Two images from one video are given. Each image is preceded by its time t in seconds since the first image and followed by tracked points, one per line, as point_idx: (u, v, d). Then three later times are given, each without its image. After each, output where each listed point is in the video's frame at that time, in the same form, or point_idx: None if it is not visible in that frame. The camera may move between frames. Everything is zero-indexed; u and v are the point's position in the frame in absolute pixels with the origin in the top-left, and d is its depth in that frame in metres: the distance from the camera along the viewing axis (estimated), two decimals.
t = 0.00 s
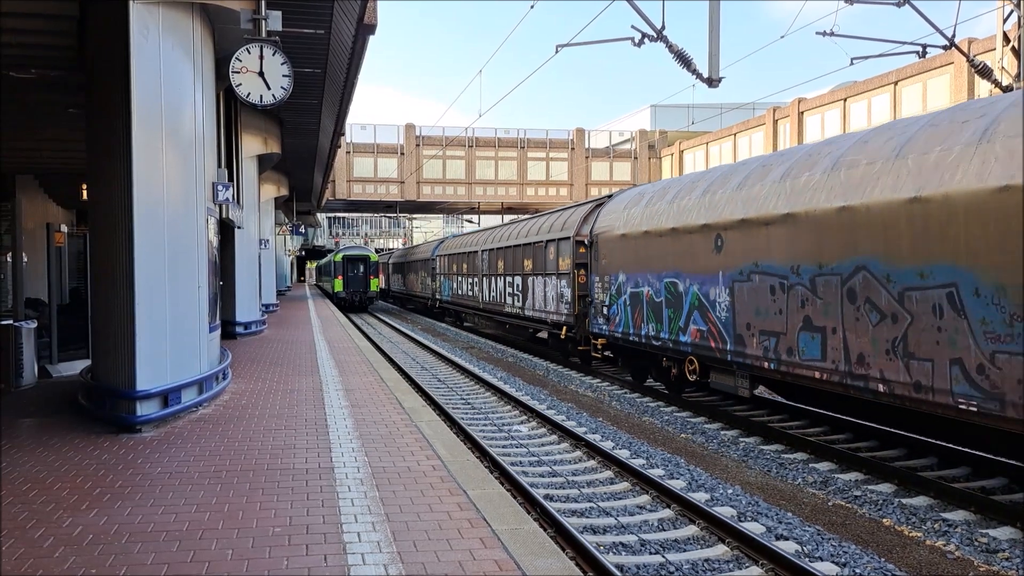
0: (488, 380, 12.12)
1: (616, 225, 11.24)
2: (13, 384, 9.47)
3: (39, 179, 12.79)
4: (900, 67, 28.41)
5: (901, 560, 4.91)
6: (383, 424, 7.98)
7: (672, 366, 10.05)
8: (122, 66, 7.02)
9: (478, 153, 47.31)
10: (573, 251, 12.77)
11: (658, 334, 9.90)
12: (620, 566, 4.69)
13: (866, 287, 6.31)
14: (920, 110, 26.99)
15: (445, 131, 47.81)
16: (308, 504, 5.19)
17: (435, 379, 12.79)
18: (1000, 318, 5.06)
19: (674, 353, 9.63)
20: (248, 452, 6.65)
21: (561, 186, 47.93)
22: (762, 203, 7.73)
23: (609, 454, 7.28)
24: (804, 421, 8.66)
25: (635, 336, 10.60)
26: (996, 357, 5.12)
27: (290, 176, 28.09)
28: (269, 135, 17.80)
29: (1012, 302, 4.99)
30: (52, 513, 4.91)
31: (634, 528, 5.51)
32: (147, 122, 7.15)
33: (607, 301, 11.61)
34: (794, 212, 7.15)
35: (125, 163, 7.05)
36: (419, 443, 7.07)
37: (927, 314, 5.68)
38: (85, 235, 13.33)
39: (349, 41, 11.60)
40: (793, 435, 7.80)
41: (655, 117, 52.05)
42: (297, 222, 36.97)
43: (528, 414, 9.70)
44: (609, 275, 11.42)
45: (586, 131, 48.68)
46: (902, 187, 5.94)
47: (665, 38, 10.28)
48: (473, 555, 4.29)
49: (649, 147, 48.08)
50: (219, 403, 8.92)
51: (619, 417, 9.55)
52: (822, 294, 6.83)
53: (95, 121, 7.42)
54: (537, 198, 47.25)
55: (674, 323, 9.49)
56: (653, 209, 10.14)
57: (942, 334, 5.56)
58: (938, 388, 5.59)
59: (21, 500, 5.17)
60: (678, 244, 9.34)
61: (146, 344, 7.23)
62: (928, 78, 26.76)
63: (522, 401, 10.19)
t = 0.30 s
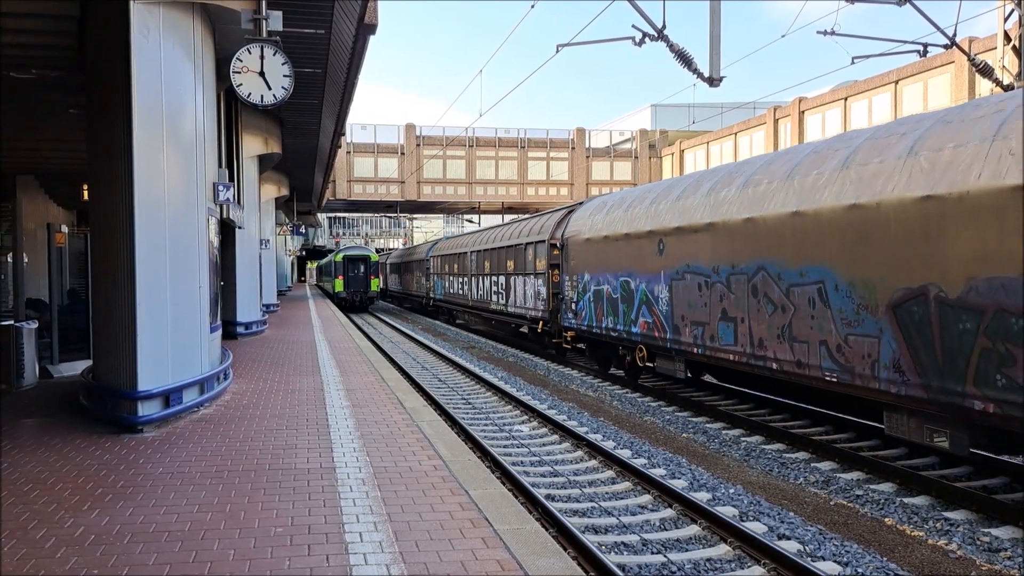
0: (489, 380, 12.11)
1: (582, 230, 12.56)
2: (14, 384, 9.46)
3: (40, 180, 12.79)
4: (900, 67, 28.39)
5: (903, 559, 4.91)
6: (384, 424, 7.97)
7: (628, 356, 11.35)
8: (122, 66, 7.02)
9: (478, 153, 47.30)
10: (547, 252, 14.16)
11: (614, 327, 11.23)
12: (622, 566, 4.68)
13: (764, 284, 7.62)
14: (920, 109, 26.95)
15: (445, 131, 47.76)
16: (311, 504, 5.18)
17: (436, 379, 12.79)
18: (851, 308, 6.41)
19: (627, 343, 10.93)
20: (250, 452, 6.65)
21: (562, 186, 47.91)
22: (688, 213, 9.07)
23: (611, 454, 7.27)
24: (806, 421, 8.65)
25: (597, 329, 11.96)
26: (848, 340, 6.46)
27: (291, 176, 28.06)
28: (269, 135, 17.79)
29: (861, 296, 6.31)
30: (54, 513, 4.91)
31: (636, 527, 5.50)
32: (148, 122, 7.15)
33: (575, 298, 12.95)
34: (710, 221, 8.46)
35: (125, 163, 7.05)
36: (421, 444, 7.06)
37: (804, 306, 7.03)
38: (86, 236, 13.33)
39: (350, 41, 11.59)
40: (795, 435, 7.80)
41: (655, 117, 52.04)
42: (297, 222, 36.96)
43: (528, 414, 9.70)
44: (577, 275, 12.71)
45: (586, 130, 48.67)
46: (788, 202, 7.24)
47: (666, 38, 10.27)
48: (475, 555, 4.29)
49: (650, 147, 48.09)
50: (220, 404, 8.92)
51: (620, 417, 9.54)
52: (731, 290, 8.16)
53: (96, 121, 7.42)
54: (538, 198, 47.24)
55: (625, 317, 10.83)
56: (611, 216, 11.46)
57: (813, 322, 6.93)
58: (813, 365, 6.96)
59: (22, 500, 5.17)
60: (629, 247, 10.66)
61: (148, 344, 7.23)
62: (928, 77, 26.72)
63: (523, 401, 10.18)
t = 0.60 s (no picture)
0: (489, 380, 12.10)
1: (556, 234, 14.06)
2: (14, 384, 9.46)
3: (40, 180, 12.79)
4: (901, 66, 28.34)
5: (904, 559, 4.91)
6: (385, 424, 7.97)
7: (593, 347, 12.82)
8: (123, 66, 7.02)
9: (478, 153, 47.29)
10: (527, 254, 15.53)
11: (582, 320, 12.73)
12: (622, 566, 4.69)
13: (693, 282, 9.07)
14: (920, 109, 26.89)
15: (445, 131, 47.71)
16: (311, 504, 5.19)
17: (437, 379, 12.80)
18: (752, 301, 7.91)
19: (592, 335, 12.40)
20: (250, 452, 6.66)
21: (562, 186, 47.91)
22: (638, 221, 10.58)
23: (612, 454, 7.28)
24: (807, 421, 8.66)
25: (566, 323, 13.53)
26: (751, 328, 7.96)
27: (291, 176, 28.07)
28: (269, 135, 17.79)
29: (762, 292, 7.79)
30: (55, 514, 4.92)
31: (636, 527, 5.50)
32: (148, 123, 7.16)
33: (549, 296, 14.41)
34: (653, 229, 9.96)
35: (126, 163, 7.06)
36: (421, 444, 7.06)
37: (721, 301, 8.52)
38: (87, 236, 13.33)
39: (350, 41, 11.60)
40: (795, 434, 7.81)
41: (655, 117, 52.05)
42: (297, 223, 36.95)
43: (528, 414, 9.70)
44: (551, 276, 14.18)
45: (586, 130, 48.69)
46: (710, 214, 8.68)
47: (666, 38, 10.28)
48: (475, 555, 4.29)
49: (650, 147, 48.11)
50: (220, 404, 8.92)
51: (620, 417, 9.55)
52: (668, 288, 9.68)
53: (97, 122, 7.42)
54: (538, 198, 47.25)
55: (590, 312, 12.33)
56: (580, 223, 12.94)
57: (726, 313, 8.44)
58: (727, 349, 8.48)
59: (23, 501, 5.17)
60: (593, 251, 12.17)
61: (149, 345, 7.24)
62: (928, 76, 26.67)
63: (524, 401, 10.19)
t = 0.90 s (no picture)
0: (490, 380, 12.10)
1: (535, 237, 15.63)
2: (14, 385, 9.47)
3: (40, 180, 12.79)
4: (901, 65, 28.30)
5: (904, 558, 4.92)
6: (385, 424, 7.97)
7: (567, 340, 14.22)
8: (123, 67, 7.02)
9: (478, 153, 47.27)
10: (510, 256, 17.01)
11: (557, 315, 14.21)
12: (622, 565, 4.70)
13: (640, 281, 10.64)
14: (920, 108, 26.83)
15: (445, 131, 47.67)
16: (312, 504, 5.19)
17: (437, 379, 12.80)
18: (683, 297, 9.40)
19: (567, 329, 13.81)
20: (251, 452, 6.66)
21: (562, 185, 47.91)
22: (599, 228, 12.16)
23: (612, 453, 7.28)
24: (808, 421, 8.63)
25: (542, 318, 15.10)
26: (683, 319, 9.45)
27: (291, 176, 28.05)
28: (269, 135, 17.80)
29: (691, 288, 9.27)
30: (56, 514, 4.93)
31: (635, 527, 5.51)
32: (148, 123, 7.16)
33: (528, 294, 15.99)
34: (610, 234, 11.52)
35: (126, 163, 7.07)
36: (422, 444, 7.06)
37: (660, 296, 10.04)
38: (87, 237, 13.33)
39: (349, 41, 11.61)
40: (795, 434, 7.80)
41: (655, 116, 52.04)
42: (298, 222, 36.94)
43: (529, 413, 9.72)
44: (530, 276, 15.72)
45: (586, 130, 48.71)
46: (653, 222, 10.26)
47: (666, 37, 10.28)
48: (475, 555, 4.30)
49: (650, 147, 48.13)
50: (220, 404, 8.92)
51: (620, 416, 9.56)
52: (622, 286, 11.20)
53: (97, 122, 7.42)
54: (538, 198, 47.25)
55: (562, 308, 13.85)
56: (554, 228, 14.54)
57: (666, 306, 9.93)
58: (668, 336, 9.96)
59: (24, 501, 5.18)
60: (565, 254, 13.77)
61: (149, 345, 7.24)
62: (928, 76, 26.63)
63: (524, 401, 10.19)
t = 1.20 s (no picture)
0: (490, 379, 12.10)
1: (516, 239, 17.29)
2: (15, 385, 9.46)
3: (41, 180, 12.79)
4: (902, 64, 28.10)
5: (904, 557, 4.93)
6: (386, 424, 7.94)
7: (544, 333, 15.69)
8: (123, 66, 7.03)
9: (478, 152, 47.20)
10: (494, 257, 18.57)
11: (534, 310, 15.81)
12: (623, 564, 4.69)
13: (599, 279, 12.30)
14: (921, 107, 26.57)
15: (445, 130, 47.56)
16: (312, 503, 5.19)
17: (438, 378, 12.80)
18: (633, 292, 10.98)
19: (545, 323, 15.32)
20: (251, 452, 6.66)
21: (563, 185, 47.87)
22: (570, 232, 13.75)
23: (613, 452, 7.28)
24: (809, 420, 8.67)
25: (522, 312, 16.75)
26: (633, 311, 11.02)
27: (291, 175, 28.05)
28: (269, 135, 17.79)
29: (640, 284, 10.81)
30: (57, 513, 4.93)
31: (636, 526, 5.50)
32: (148, 122, 7.15)
33: (510, 291, 17.61)
34: (578, 238, 13.12)
35: (126, 163, 7.07)
36: (422, 443, 7.05)
37: (617, 291, 11.63)
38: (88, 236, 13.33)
39: (350, 40, 11.61)
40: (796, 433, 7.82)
41: (655, 115, 51.96)
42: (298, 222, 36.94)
43: (529, 413, 9.72)
44: (512, 275, 17.29)
45: (586, 129, 48.67)
46: (609, 228, 11.89)
47: (666, 36, 10.27)
48: (477, 554, 4.30)
49: (650, 146, 48.14)
50: (221, 404, 8.92)
51: (620, 416, 9.56)
52: (587, 284, 12.87)
53: (97, 121, 7.41)
54: (539, 197, 47.22)
55: (539, 304, 15.46)
56: (533, 231, 16.12)
57: (623, 300, 11.46)
58: (624, 326, 11.50)
59: (25, 501, 5.17)
60: (540, 255, 15.45)
61: (150, 345, 7.24)
62: (929, 75, 26.43)
63: (524, 400, 10.19)
